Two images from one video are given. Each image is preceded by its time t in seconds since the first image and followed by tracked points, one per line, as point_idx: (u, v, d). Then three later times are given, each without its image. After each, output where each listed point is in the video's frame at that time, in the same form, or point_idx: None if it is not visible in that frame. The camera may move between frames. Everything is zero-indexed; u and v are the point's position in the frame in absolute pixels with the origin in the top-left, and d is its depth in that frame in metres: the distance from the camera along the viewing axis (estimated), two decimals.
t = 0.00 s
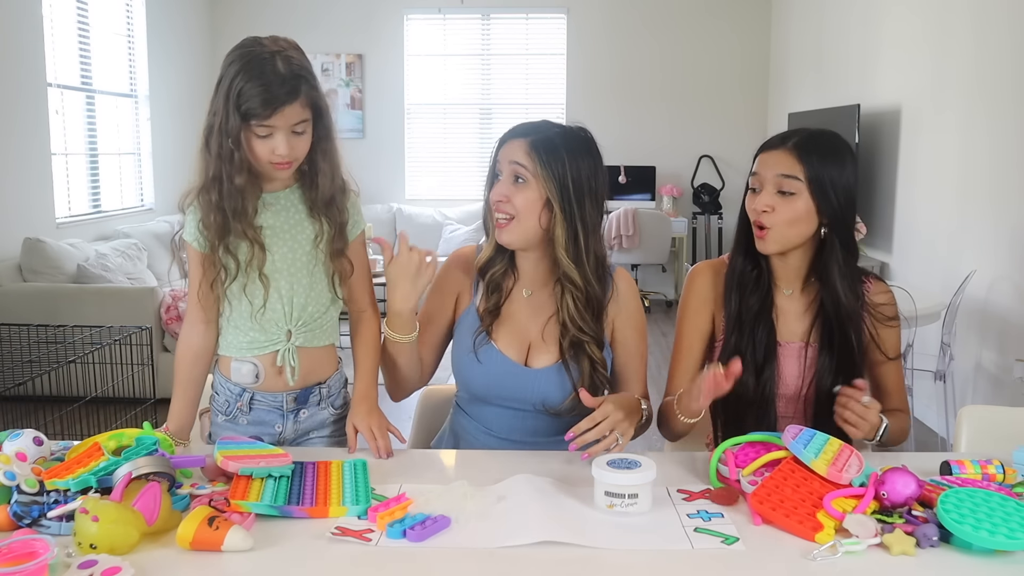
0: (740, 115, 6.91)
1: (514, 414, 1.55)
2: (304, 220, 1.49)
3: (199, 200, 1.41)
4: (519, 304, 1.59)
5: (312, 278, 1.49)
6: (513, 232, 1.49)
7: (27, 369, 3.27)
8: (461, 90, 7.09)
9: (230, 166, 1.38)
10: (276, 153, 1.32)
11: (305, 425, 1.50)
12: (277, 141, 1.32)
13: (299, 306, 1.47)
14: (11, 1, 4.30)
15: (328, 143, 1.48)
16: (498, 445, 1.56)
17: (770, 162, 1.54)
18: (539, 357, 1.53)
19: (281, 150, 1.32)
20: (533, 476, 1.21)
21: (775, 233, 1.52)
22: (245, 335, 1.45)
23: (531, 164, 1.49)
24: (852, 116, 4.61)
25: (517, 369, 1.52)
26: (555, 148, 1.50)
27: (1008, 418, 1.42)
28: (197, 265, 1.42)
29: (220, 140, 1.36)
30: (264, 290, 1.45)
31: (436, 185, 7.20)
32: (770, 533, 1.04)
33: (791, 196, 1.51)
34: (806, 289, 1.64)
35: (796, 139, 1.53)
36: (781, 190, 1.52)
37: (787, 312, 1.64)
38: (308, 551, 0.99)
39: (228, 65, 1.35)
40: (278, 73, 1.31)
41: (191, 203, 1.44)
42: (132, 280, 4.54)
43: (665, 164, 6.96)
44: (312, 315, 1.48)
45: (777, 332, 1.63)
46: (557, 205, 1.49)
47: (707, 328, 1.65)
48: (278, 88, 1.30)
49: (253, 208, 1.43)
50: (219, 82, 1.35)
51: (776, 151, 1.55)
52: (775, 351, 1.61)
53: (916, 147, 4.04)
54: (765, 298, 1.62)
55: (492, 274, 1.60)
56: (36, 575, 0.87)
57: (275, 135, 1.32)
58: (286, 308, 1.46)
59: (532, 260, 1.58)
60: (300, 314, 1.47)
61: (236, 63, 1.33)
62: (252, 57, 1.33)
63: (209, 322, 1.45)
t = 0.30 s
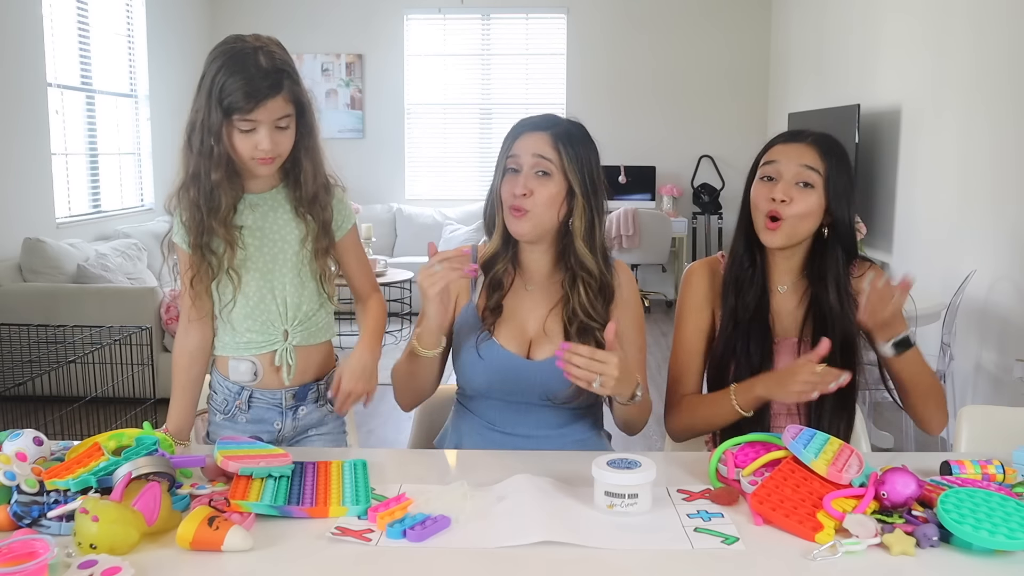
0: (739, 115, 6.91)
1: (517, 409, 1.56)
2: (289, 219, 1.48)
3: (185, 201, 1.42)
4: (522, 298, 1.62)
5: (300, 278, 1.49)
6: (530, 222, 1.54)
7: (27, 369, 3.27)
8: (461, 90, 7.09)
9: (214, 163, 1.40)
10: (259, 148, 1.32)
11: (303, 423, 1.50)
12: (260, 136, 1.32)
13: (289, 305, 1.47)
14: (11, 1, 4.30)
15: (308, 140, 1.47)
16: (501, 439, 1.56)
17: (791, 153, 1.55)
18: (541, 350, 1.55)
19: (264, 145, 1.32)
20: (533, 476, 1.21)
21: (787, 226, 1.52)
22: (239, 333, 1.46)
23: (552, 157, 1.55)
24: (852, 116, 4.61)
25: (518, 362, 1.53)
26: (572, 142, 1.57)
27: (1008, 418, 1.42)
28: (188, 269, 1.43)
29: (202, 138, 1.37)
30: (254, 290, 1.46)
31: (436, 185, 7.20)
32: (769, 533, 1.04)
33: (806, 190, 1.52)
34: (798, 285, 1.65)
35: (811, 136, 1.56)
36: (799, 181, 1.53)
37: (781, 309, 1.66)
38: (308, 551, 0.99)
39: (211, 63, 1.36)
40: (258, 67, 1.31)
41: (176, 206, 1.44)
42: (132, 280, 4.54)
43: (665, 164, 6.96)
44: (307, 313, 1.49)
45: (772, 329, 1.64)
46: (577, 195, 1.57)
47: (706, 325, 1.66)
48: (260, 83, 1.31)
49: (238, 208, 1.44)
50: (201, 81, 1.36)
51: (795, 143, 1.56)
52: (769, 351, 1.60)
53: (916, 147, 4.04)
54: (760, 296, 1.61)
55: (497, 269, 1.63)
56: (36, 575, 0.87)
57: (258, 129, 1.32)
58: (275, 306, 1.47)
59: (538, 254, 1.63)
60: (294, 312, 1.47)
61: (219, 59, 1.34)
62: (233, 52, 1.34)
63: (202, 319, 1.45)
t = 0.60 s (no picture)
0: (740, 115, 6.91)
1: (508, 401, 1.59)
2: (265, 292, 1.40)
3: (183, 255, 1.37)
4: (516, 294, 1.64)
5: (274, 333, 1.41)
6: (537, 218, 1.56)
7: (27, 369, 3.28)
8: (460, 90, 7.09)
9: (214, 222, 1.32)
10: (268, 207, 1.22)
11: (288, 423, 1.49)
12: (269, 194, 1.23)
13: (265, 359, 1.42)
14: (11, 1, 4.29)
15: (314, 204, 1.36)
16: (499, 438, 1.57)
17: (789, 150, 1.56)
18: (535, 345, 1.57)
19: (274, 203, 1.22)
20: (533, 476, 1.21)
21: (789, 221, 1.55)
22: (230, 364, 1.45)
23: (555, 153, 1.58)
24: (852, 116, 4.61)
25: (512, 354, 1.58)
26: (568, 139, 1.60)
27: (1008, 418, 1.42)
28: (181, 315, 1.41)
29: (206, 198, 1.30)
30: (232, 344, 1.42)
31: (436, 185, 7.20)
32: (769, 533, 1.04)
33: (806, 183, 1.55)
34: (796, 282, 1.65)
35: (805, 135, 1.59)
36: (799, 175, 1.55)
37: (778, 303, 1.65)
38: (309, 551, 0.99)
39: (218, 119, 1.30)
40: (270, 123, 1.24)
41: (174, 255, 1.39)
42: (132, 280, 4.54)
43: (665, 163, 6.96)
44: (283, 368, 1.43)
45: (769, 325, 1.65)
46: (578, 193, 1.61)
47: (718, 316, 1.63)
48: (271, 136, 1.23)
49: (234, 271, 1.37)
50: (208, 136, 1.30)
51: (794, 139, 1.58)
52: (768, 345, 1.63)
53: (916, 147, 4.04)
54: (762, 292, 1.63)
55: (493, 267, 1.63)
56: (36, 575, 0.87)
57: (269, 186, 1.23)
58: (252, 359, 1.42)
59: (535, 251, 1.65)
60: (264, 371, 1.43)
61: (225, 118, 1.28)
62: (242, 110, 1.28)
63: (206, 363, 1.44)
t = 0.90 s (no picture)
0: (740, 115, 6.91)
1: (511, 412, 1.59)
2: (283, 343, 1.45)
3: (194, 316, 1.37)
4: (508, 298, 1.65)
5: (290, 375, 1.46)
6: (525, 230, 1.56)
7: (27, 368, 3.28)
8: (461, 90, 7.09)
9: (225, 283, 1.33)
10: (279, 265, 1.24)
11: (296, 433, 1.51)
12: (282, 253, 1.24)
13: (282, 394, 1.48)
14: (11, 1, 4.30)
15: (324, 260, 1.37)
16: (498, 440, 1.58)
17: (780, 152, 1.55)
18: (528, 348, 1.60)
19: (286, 261, 1.23)
20: (534, 476, 1.21)
21: (788, 218, 1.53)
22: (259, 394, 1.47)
23: (539, 166, 1.56)
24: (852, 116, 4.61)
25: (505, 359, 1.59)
26: (552, 150, 1.57)
27: (1008, 418, 1.42)
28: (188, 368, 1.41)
29: (218, 257, 1.31)
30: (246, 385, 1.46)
31: (436, 185, 7.20)
32: (770, 533, 1.04)
33: (800, 185, 1.53)
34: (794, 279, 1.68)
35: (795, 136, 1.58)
36: (791, 177, 1.54)
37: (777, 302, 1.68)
38: (309, 551, 0.99)
39: (223, 179, 1.32)
40: (279, 183, 1.27)
41: (185, 316, 1.39)
42: (132, 280, 4.55)
43: (665, 163, 6.96)
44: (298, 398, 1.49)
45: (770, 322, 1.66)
46: (562, 197, 1.59)
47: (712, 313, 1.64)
48: (280, 196, 1.25)
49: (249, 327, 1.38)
50: (217, 194, 1.32)
51: (785, 142, 1.58)
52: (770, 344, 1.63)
53: (916, 146, 4.04)
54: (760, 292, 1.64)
55: (483, 275, 1.64)
56: (36, 575, 0.87)
57: (280, 246, 1.25)
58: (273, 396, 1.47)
59: (526, 257, 1.64)
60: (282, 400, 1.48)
61: (232, 175, 1.31)
62: (250, 166, 1.31)
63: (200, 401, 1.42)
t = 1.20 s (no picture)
0: (740, 115, 6.90)
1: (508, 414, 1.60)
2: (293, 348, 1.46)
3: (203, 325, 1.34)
4: (503, 303, 1.65)
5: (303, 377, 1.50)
6: (518, 237, 1.56)
7: (27, 369, 3.28)
8: (461, 90, 7.09)
9: (237, 291, 1.31)
10: (291, 271, 1.23)
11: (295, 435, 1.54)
12: (293, 259, 1.23)
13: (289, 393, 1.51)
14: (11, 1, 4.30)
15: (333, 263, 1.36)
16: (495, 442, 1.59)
17: (756, 161, 1.58)
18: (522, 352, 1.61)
19: (298, 266, 1.23)
20: (533, 476, 1.21)
21: (765, 226, 1.56)
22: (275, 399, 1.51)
23: (527, 171, 1.55)
24: (852, 116, 4.61)
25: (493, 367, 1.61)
26: (542, 153, 1.56)
27: (1007, 418, 1.42)
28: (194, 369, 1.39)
29: (226, 264, 1.29)
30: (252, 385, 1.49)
31: (436, 185, 7.19)
32: (770, 533, 1.04)
33: (779, 191, 1.55)
34: (792, 280, 1.67)
35: (778, 140, 1.58)
36: (768, 186, 1.55)
37: (776, 304, 1.67)
38: (309, 550, 0.99)
39: (228, 184, 1.29)
40: (286, 188, 1.23)
41: (196, 322, 1.37)
42: (132, 280, 4.55)
43: (665, 163, 6.96)
44: (302, 399, 1.53)
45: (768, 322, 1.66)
46: (555, 200, 1.58)
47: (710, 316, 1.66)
48: (289, 202, 1.22)
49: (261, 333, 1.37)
50: (221, 200, 1.29)
51: (761, 149, 1.59)
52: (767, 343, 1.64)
53: (916, 146, 4.04)
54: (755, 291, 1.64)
55: (476, 280, 1.64)
56: (36, 575, 0.87)
57: (291, 251, 1.23)
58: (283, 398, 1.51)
59: (520, 261, 1.65)
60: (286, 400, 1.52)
61: (237, 181, 1.28)
62: (254, 171, 1.27)
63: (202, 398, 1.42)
